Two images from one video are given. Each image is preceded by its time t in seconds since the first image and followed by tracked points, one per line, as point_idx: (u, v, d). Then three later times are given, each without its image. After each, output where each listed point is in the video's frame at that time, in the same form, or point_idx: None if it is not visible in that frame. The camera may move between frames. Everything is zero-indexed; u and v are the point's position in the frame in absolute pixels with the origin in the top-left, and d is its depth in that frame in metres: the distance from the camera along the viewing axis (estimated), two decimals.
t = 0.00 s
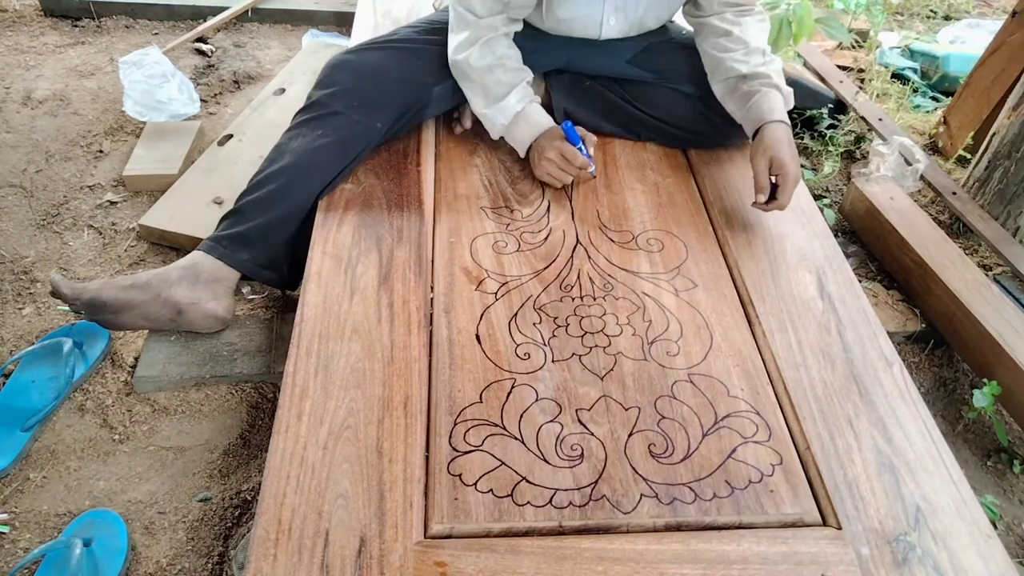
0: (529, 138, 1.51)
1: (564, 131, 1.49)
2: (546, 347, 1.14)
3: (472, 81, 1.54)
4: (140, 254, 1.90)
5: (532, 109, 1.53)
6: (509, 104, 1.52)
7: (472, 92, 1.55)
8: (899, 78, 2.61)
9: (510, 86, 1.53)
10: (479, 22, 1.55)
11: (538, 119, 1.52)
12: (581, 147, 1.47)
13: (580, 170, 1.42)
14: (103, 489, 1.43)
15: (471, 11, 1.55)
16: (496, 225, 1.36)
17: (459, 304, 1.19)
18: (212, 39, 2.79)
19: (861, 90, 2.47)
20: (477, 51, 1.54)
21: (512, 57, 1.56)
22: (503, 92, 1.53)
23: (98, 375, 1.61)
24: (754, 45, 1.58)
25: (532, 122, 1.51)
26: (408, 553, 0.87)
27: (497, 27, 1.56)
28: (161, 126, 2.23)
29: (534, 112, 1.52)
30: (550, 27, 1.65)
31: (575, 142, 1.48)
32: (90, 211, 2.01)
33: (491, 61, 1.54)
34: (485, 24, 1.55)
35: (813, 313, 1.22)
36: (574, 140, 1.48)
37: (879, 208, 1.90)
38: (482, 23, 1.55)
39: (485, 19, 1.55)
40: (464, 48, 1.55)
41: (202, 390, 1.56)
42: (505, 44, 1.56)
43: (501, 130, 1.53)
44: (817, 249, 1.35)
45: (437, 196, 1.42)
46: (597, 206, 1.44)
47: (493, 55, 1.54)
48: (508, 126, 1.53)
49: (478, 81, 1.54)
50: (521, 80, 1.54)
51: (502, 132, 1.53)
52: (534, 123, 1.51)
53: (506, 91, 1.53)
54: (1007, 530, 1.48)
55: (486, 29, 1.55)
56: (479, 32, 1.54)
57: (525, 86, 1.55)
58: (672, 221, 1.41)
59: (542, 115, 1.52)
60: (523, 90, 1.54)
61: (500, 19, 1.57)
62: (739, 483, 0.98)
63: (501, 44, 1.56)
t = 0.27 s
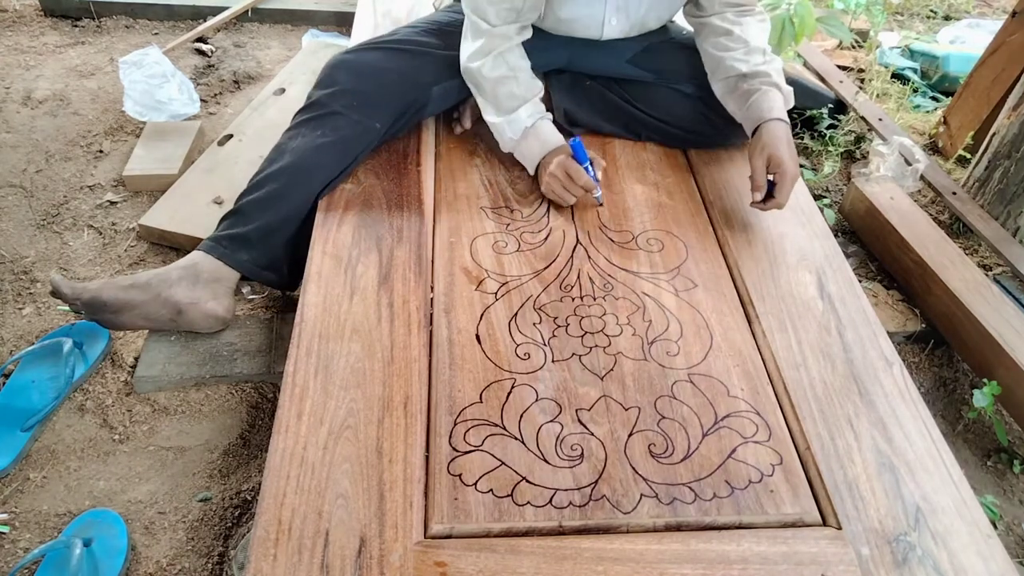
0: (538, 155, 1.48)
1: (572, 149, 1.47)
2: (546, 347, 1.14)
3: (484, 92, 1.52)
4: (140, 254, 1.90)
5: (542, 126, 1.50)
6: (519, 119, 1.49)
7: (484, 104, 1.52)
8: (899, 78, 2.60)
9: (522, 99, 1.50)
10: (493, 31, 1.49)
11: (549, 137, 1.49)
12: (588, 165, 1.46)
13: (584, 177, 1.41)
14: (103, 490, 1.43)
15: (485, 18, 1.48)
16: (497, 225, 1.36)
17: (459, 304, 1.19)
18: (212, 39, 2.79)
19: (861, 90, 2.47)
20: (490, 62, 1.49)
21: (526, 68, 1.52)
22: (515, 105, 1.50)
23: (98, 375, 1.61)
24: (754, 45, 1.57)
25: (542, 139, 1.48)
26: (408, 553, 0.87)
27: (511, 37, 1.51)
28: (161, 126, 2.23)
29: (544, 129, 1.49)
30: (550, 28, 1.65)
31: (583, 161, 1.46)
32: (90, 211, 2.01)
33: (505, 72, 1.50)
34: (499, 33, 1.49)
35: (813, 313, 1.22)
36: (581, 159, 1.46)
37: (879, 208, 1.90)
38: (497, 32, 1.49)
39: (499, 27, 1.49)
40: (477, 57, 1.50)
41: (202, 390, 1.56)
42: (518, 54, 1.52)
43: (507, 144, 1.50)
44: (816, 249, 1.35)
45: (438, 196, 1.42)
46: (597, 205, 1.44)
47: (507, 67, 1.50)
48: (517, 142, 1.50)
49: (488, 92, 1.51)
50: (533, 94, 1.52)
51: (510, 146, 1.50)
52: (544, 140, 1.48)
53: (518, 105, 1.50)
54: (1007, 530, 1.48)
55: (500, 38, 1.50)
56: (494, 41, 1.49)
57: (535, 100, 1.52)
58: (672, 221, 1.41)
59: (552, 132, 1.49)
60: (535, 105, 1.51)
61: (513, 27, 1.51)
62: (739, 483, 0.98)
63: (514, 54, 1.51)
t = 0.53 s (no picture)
0: (555, 165, 1.46)
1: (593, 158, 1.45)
2: (546, 347, 1.14)
3: (498, 100, 1.50)
4: (140, 254, 1.90)
5: (558, 136, 1.47)
6: (534, 128, 1.47)
7: (498, 114, 1.50)
8: (899, 78, 2.60)
9: (537, 108, 1.48)
10: (504, 38, 1.47)
11: (565, 147, 1.46)
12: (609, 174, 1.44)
13: (606, 185, 1.39)
14: (103, 490, 1.43)
15: (496, 24, 1.47)
16: (497, 225, 1.36)
17: (459, 304, 1.19)
18: (212, 39, 2.79)
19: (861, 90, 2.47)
20: (503, 69, 1.48)
21: (539, 76, 1.50)
22: (529, 114, 1.48)
23: (98, 375, 1.61)
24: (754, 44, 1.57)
25: (558, 150, 1.46)
26: (408, 553, 0.87)
27: (523, 44, 1.49)
28: (161, 126, 2.23)
29: (560, 139, 1.47)
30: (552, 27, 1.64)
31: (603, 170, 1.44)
32: (90, 211, 2.01)
33: (518, 80, 1.48)
34: (511, 40, 1.48)
35: (813, 313, 1.22)
36: (603, 167, 1.44)
37: (879, 208, 1.90)
38: (508, 38, 1.48)
39: (511, 34, 1.48)
40: (490, 65, 1.49)
41: (202, 390, 1.56)
42: (531, 61, 1.50)
43: (521, 152, 1.49)
44: (817, 249, 1.35)
45: (438, 196, 1.42)
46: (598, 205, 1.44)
47: (520, 74, 1.48)
48: (532, 151, 1.48)
49: (503, 101, 1.49)
50: (548, 103, 1.49)
51: (526, 156, 1.48)
52: (560, 150, 1.46)
53: (532, 113, 1.48)
54: (1007, 530, 1.48)
55: (512, 44, 1.48)
56: (506, 48, 1.48)
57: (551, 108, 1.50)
58: (672, 221, 1.41)
59: (569, 143, 1.47)
60: (550, 114, 1.48)
61: (525, 34, 1.50)
62: (739, 483, 0.98)
63: (527, 62, 1.49)
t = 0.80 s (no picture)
0: (541, 149, 1.48)
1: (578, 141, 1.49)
2: (546, 347, 1.14)
3: (483, 87, 1.51)
4: (140, 254, 1.90)
5: (543, 121, 1.49)
6: (520, 113, 1.48)
7: (484, 101, 1.52)
8: (899, 78, 2.60)
9: (523, 94, 1.50)
10: (489, 26, 1.51)
11: (551, 132, 1.48)
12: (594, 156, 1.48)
13: (593, 169, 1.43)
14: (103, 490, 1.43)
15: (482, 14, 1.51)
16: (497, 225, 1.36)
17: (459, 304, 1.19)
18: (212, 39, 2.79)
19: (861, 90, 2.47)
20: (488, 56, 1.50)
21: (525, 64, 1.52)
22: (514, 100, 1.49)
23: (98, 375, 1.61)
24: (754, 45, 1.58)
25: (544, 134, 1.48)
26: (408, 554, 0.87)
27: (508, 32, 1.52)
28: (161, 126, 2.23)
29: (546, 124, 1.49)
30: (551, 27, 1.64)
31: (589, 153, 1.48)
32: (90, 211, 2.01)
33: (502, 66, 1.50)
34: (496, 28, 1.51)
35: (813, 313, 1.22)
36: (588, 151, 1.47)
37: (879, 208, 1.90)
38: (494, 27, 1.51)
39: (497, 23, 1.51)
40: (476, 54, 1.52)
41: (202, 390, 1.56)
42: (518, 50, 1.53)
43: (510, 139, 1.51)
44: (817, 249, 1.35)
45: (438, 196, 1.42)
46: (598, 205, 1.44)
47: (505, 61, 1.50)
48: (518, 137, 1.49)
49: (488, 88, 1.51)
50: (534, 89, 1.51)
51: (513, 142, 1.50)
52: (545, 135, 1.48)
53: (518, 99, 1.49)
54: (1007, 530, 1.48)
55: (497, 33, 1.51)
56: (491, 36, 1.51)
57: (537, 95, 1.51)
58: (672, 221, 1.41)
59: (555, 126, 1.49)
60: (536, 99, 1.50)
61: (512, 23, 1.52)
62: (739, 483, 0.98)
63: (512, 50, 1.52)
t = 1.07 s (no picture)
0: (551, 163, 1.45)
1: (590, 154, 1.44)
2: (546, 347, 1.14)
3: (492, 97, 1.49)
4: (140, 254, 1.90)
5: (554, 133, 1.46)
6: (529, 125, 1.46)
7: (493, 112, 1.49)
8: (899, 77, 2.60)
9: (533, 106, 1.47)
10: (497, 37, 1.47)
11: (562, 145, 1.45)
12: (607, 172, 1.43)
13: (604, 183, 1.39)
14: (103, 490, 1.43)
15: (491, 23, 1.47)
16: (497, 225, 1.36)
17: (459, 304, 1.19)
18: (212, 39, 2.79)
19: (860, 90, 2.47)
20: (496, 67, 1.47)
21: (534, 74, 1.49)
22: (524, 112, 1.47)
23: (98, 375, 1.61)
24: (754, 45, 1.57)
25: (555, 147, 1.45)
26: (408, 554, 0.87)
27: (516, 41, 1.48)
28: (161, 126, 2.24)
29: (556, 136, 1.46)
30: (552, 27, 1.64)
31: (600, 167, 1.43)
32: (90, 211, 2.01)
33: (512, 78, 1.47)
34: (505, 39, 1.48)
35: (813, 313, 1.22)
36: (600, 165, 1.43)
37: (879, 208, 1.90)
38: (501, 38, 1.47)
39: (505, 33, 1.47)
40: (482, 64, 1.48)
41: (202, 389, 1.56)
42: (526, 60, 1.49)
43: (518, 150, 1.49)
44: (816, 249, 1.35)
45: (438, 196, 1.42)
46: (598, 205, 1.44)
47: (515, 72, 1.47)
48: (528, 149, 1.48)
49: (497, 100, 1.48)
50: (544, 100, 1.48)
51: (523, 154, 1.49)
52: (555, 148, 1.45)
53: (528, 110, 1.47)
54: (1007, 530, 1.48)
55: (506, 43, 1.48)
56: (500, 47, 1.47)
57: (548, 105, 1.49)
58: (672, 221, 1.41)
59: (565, 139, 1.46)
60: (547, 111, 1.47)
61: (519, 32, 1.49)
62: (739, 483, 0.98)
63: (521, 62, 1.48)
